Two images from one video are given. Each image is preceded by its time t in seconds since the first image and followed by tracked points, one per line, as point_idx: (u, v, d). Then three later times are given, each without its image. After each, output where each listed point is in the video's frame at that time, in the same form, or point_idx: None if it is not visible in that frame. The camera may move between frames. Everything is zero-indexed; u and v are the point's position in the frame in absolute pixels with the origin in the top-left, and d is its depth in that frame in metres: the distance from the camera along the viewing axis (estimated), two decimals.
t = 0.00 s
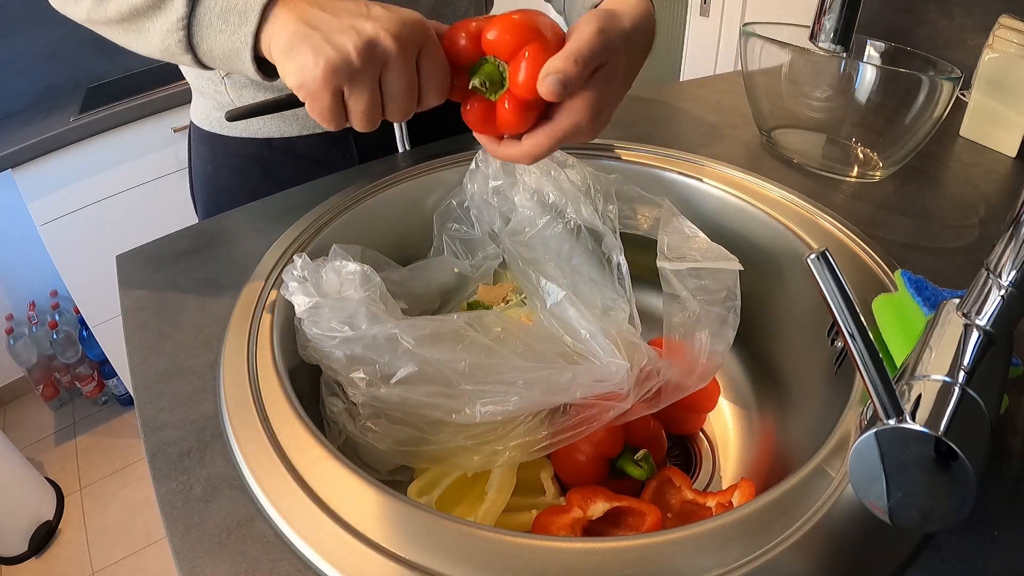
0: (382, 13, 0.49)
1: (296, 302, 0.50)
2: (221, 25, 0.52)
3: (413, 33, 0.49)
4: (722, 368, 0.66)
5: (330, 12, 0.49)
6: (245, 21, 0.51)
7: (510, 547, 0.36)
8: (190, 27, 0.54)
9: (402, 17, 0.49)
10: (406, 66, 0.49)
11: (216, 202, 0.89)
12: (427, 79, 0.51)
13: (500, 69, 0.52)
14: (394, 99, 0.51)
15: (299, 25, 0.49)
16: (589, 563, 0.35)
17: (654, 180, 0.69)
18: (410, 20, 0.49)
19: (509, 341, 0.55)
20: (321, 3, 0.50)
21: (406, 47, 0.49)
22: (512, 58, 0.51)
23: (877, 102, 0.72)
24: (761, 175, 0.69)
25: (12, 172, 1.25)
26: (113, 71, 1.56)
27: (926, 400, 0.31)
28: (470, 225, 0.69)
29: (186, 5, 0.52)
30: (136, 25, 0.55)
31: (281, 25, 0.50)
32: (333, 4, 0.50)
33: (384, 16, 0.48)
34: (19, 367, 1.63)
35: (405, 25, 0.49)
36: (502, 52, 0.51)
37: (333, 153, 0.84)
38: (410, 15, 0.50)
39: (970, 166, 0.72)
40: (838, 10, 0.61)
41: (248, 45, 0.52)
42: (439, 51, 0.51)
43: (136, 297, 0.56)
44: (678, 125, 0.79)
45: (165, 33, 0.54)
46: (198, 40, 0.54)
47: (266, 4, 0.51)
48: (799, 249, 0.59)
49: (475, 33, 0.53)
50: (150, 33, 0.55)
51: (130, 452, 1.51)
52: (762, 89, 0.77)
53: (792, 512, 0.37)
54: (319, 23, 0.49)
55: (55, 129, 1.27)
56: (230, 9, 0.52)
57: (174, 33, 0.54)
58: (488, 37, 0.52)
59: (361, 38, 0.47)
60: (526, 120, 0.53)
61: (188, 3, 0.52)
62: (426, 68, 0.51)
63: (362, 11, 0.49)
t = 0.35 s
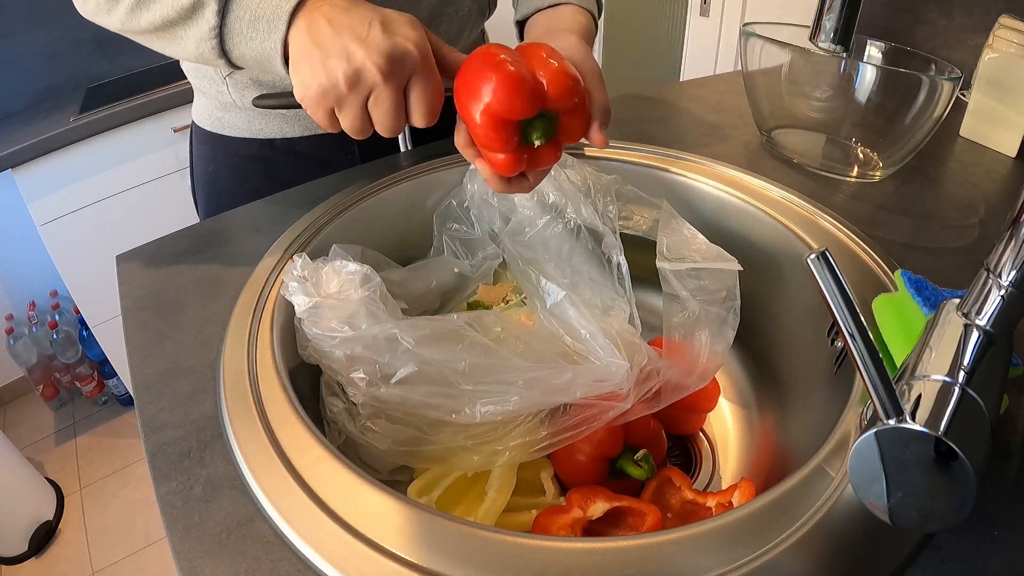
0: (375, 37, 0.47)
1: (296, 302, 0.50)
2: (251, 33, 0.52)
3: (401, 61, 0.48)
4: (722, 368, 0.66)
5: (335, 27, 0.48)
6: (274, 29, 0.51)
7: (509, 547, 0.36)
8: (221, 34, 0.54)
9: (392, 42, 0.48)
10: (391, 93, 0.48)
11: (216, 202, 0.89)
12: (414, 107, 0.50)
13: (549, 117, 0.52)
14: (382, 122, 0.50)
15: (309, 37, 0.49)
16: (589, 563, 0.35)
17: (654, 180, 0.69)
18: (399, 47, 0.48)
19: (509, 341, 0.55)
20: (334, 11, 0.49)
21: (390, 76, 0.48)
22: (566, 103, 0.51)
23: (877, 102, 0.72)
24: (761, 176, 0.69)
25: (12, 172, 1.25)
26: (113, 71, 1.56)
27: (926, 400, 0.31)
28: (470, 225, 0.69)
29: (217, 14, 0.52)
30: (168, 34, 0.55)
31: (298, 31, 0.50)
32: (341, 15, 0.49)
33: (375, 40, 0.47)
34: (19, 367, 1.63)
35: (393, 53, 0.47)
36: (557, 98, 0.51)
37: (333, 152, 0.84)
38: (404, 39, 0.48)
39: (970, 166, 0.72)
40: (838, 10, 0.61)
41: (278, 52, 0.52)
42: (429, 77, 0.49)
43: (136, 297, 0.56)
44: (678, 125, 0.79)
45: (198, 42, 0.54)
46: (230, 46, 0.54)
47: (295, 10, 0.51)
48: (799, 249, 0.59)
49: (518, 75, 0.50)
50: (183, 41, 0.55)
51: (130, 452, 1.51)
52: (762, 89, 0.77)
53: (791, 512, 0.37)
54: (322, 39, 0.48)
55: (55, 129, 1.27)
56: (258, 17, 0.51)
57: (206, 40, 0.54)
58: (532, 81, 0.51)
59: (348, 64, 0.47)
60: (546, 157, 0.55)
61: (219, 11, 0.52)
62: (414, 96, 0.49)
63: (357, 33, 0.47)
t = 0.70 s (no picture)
0: (385, 41, 0.47)
1: (296, 302, 0.50)
2: (274, 32, 0.52)
3: (408, 67, 0.47)
4: (722, 369, 0.66)
5: (352, 28, 0.48)
6: (297, 27, 0.51)
7: (509, 547, 0.36)
8: (245, 34, 0.53)
9: (401, 47, 0.47)
10: (398, 98, 0.48)
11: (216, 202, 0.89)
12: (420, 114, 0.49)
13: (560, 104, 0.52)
14: (393, 126, 0.50)
15: (328, 38, 0.50)
16: (588, 563, 0.35)
17: (654, 180, 0.69)
18: (408, 53, 0.47)
19: (509, 341, 0.55)
20: (354, 10, 0.49)
21: (397, 82, 0.48)
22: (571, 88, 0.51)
23: (877, 102, 0.72)
24: (762, 175, 0.69)
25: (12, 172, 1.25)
26: (113, 71, 1.56)
27: (926, 400, 0.31)
28: (470, 224, 0.69)
29: (239, 14, 0.52)
30: (194, 36, 0.55)
31: (320, 29, 0.50)
32: (359, 14, 0.49)
33: (384, 45, 0.47)
34: (19, 367, 1.63)
35: (401, 60, 0.47)
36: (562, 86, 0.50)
37: (334, 152, 0.84)
38: (414, 44, 0.47)
39: (970, 166, 0.72)
40: (838, 10, 0.61)
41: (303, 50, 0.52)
42: (438, 84, 0.48)
43: (136, 297, 0.56)
44: (678, 124, 0.79)
45: (222, 42, 0.54)
46: (255, 46, 0.54)
47: (318, 8, 0.51)
48: (799, 249, 0.59)
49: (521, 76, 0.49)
50: (207, 41, 0.55)
51: (130, 453, 1.51)
52: (762, 89, 0.77)
53: (791, 512, 0.37)
54: (338, 41, 0.49)
55: (55, 129, 1.27)
56: (282, 14, 0.51)
57: (231, 40, 0.54)
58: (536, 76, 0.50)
59: (357, 70, 0.48)
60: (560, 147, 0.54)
61: (240, 10, 0.52)
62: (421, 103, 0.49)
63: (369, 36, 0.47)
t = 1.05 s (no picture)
0: (379, 59, 0.47)
1: (296, 302, 0.50)
2: (269, 40, 0.52)
3: (401, 86, 0.47)
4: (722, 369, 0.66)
5: (346, 41, 0.48)
6: (293, 37, 0.51)
7: (508, 548, 0.36)
8: (242, 41, 0.53)
9: (394, 66, 0.47)
10: (394, 114, 0.49)
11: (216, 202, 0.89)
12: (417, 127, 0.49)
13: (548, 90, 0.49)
14: (388, 142, 0.50)
15: (324, 51, 0.50)
16: (589, 564, 0.35)
17: (654, 180, 0.69)
18: (401, 70, 0.47)
19: (509, 341, 0.55)
20: (350, 23, 0.49)
21: (391, 99, 0.48)
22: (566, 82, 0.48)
23: (877, 102, 0.72)
24: (761, 175, 0.69)
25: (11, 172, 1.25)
26: (112, 71, 1.56)
27: (926, 400, 0.31)
28: (470, 224, 0.69)
29: (235, 21, 0.52)
30: (192, 40, 0.55)
31: (318, 39, 0.50)
32: (353, 26, 0.48)
33: (378, 63, 0.47)
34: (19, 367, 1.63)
35: (395, 77, 0.47)
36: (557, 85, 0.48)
37: (334, 152, 0.84)
38: (406, 61, 0.47)
39: (970, 166, 0.72)
40: (838, 10, 0.61)
41: (298, 60, 0.52)
42: (433, 99, 0.48)
43: (137, 297, 0.56)
44: (678, 124, 0.79)
45: (219, 48, 0.54)
46: (251, 53, 0.54)
47: (314, 18, 0.50)
48: (799, 249, 0.59)
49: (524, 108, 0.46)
50: (204, 47, 0.55)
51: (130, 453, 1.51)
52: (762, 89, 0.77)
53: (791, 512, 0.37)
54: (334, 56, 0.49)
55: (55, 129, 1.27)
56: (276, 24, 0.51)
57: (227, 48, 0.53)
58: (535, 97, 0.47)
59: (353, 87, 0.48)
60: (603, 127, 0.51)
61: (237, 18, 0.52)
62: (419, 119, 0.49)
63: (362, 53, 0.47)
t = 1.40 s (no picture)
0: (385, 72, 0.47)
1: (296, 301, 0.50)
2: (279, 51, 0.50)
3: (408, 99, 0.48)
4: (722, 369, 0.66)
5: (353, 51, 0.48)
6: (302, 48, 0.49)
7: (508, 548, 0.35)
8: (251, 51, 0.52)
9: (400, 79, 0.47)
10: (407, 122, 0.49)
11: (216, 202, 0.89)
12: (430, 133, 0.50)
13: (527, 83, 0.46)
14: (403, 143, 0.51)
15: (332, 59, 0.49)
16: (589, 563, 0.35)
17: (654, 180, 0.69)
18: (407, 83, 0.47)
19: (509, 341, 0.55)
20: (355, 30, 0.48)
21: (401, 110, 0.48)
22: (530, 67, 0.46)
23: (877, 102, 0.72)
24: (761, 175, 0.69)
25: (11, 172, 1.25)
26: (112, 71, 1.56)
27: (926, 400, 0.31)
28: (470, 224, 0.69)
29: (244, 31, 0.50)
30: (198, 48, 0.53)
31: (325, 46, 0.49)
32: (360, 36, 0.48)
33: (384, 76, 0.47)
34: (19, 367, 1.63)
35: (400, 92, 0.47)
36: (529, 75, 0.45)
37: (334, 151, 0.84)
38: (411, 73, 0.47)
39: (970, 166, 0.72)
40: (838, 10, 0.61)
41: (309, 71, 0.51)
42: (441, 107, 0.49)
43: (137, 297, 0.56)
44: (679, 124, 0.79)
45: (227, 57, 0.52)
46: (261, 63, 0.52)
47: (320, 30, 0.49)
48: (799, 249, 0.59)
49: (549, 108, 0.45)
50: (212, 55, 0.53)
51: (130, 453, 1.51)
52: (762, 89, 0.77)
53: (791, 512, 0.37)
54: (341, 68, 0.49)
55: (55, 129, 1.27)
56: (285, 34, 0.50)
57: (236, 58, 0.52)
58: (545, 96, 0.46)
59: (363, 100, 0.48)
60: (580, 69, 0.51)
61: (245, 28, 0.50)
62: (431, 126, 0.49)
63: (368, 66, 0.47)
